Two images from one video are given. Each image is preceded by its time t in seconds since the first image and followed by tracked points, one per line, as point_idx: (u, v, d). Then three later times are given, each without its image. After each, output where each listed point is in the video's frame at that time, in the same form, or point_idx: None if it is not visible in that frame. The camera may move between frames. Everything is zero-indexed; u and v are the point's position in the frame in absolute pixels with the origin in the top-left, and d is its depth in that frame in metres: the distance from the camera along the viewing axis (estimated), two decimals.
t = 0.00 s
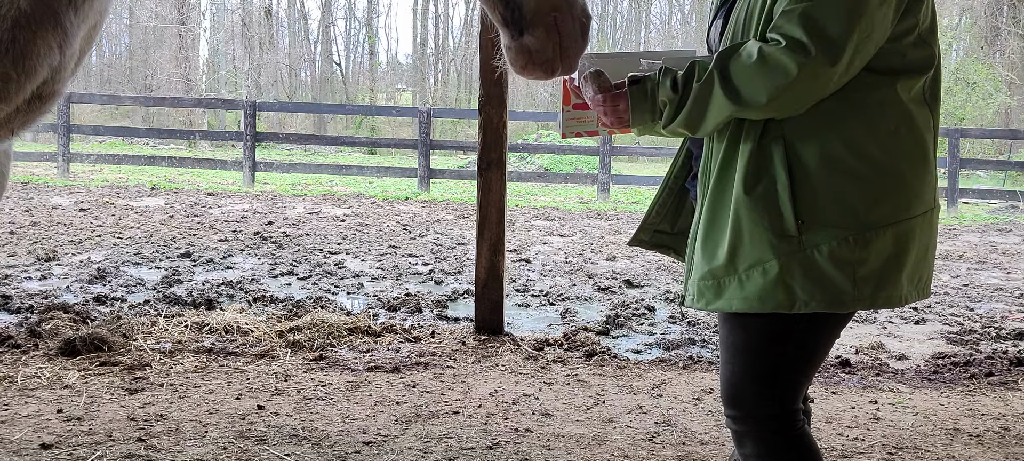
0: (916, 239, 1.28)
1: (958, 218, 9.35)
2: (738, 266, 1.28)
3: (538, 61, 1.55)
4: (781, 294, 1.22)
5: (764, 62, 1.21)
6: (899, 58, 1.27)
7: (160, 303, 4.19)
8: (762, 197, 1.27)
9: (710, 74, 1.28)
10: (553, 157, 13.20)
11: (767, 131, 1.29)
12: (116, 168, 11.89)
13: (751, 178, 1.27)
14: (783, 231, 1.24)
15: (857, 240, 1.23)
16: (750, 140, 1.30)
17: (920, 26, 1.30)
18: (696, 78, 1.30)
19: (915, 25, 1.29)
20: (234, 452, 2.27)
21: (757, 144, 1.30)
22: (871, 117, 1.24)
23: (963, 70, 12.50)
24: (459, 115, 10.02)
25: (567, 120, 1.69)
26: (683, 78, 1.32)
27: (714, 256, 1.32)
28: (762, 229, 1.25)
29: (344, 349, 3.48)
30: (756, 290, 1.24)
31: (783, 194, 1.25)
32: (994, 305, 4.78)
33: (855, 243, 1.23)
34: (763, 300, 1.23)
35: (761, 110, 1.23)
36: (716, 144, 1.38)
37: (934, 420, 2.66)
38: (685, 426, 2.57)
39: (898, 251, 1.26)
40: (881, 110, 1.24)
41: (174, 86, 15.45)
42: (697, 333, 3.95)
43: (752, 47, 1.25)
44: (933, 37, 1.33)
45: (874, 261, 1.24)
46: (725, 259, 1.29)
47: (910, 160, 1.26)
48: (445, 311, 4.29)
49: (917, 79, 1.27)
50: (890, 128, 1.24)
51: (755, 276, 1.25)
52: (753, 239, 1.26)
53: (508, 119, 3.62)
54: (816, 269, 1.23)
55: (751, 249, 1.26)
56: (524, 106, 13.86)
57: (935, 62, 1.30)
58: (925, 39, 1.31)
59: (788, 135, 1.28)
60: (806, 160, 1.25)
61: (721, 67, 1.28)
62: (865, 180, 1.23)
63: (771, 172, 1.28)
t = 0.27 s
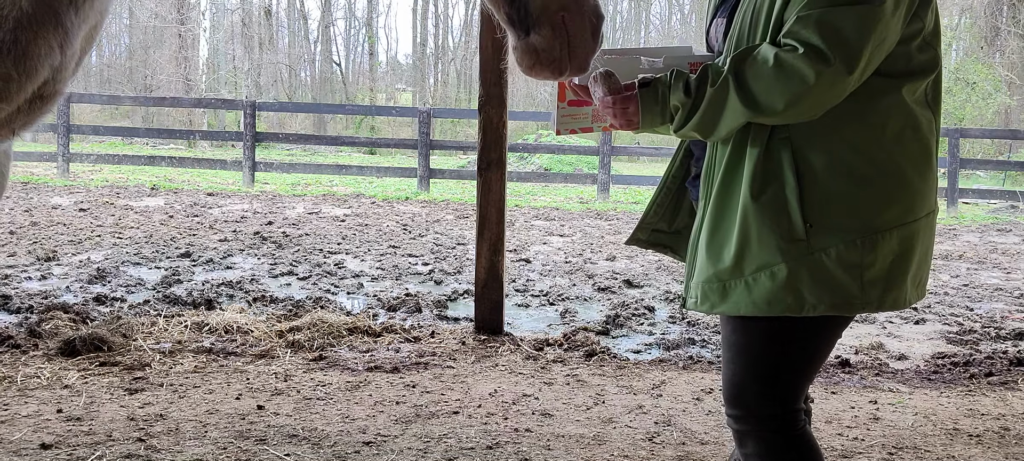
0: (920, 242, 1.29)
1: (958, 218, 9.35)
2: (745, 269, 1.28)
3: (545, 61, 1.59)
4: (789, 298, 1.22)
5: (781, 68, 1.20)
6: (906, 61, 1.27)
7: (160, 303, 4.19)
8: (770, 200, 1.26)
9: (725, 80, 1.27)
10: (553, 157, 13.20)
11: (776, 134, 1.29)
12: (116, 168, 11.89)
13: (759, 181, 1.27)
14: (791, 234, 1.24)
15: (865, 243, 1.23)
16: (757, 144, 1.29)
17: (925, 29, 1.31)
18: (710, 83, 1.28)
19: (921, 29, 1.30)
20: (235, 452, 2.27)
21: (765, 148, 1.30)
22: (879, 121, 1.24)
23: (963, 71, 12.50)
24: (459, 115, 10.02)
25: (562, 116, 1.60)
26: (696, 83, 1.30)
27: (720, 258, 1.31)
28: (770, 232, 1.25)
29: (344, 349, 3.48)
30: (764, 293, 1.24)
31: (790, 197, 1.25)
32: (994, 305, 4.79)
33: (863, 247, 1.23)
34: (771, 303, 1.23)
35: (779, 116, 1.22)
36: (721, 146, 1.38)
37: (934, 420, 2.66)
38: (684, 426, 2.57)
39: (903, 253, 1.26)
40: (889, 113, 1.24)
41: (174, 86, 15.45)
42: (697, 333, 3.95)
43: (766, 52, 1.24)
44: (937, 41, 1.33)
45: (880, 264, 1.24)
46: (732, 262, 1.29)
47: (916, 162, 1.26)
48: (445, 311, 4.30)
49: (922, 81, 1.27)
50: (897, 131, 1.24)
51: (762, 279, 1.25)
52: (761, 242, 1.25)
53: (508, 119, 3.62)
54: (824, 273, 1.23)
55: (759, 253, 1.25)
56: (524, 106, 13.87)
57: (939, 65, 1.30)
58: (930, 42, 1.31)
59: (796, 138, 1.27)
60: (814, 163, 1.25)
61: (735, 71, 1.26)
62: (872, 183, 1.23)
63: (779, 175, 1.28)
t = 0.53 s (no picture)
0: (922, 242, 1.29)
1: (958, 218, 9.35)
2: (749, 269, 1.28)
3: (551, 69, 1.40)
4: (793, 298, 1.22)
5: (787, 65, 1.20)
6: (909, 62, 1.28)
7: (160, 303, 4.20)
8: (774, 200, 1.26)
9: (729, 77, 1.26)
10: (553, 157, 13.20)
11: (780, 134, 1.29)
12: (116, 168, 11.89)
13: (763, 181, 1.27)
14: (796, 234, 1.24)
15: (868, 243, 1.23)
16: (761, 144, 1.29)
17: (928, 29, 1.31)
18: (715, 80, 1.27)
19: (924, 29, 1.30)
20: (234, 452, 2.27)
21: (768, 149, 1.29)
22: (883, 121, 1.24)
23: (963, 71, 12.50)
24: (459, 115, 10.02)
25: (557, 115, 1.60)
26: (699, 80, 1.28)
27: (723, 258, 1.31)
28: (774, 233, 1.25)
29: (344, 349, 3.48)
30: (767, 293, 1.24)
31: (794, 198, 1.25)
32: (994, 305, 4.78)
33: (866, 247, 1.23)
34: (775, 303, 1.23)
35: (784, 114, 1.22)
36: (724, 146, 1.38)
37: (934, 420, 2.66)
38: (684, 426, 2.57)
39: (905, 254, 1.26)
40: (893, 114, 1.24)
41: (174, 86, 15.44)
42: (696, 333, 3.95)
43: (770, 50, 1.24)
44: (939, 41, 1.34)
45: (883, 264, 1.24)
46: (735, 262, 1.29)
47: (920, 163, 1.26)
48: (445, 311, 4.30)
49: (924, 81, 1.27)
50: (900, 132, 1.25)
51: (767, 280, 1.25)
52: (765, 242, 1.25)
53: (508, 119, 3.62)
54: (827, 273, 1.23)
55: (763, 253, 1.25)
56: (524, 106, 13.88)
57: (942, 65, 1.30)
58: (933, 43, 1.32)
59: (799, 138, 1.27)
60: (819, 163, 1.25)
61: (739, 68, 1.26)
62: (876, 184, 1.23)
63: (783, 176, 1.27)
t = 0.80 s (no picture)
0: (923, 242, 1.29)
1: (959, 218, 9.34)
2: (750, 270, 1.28)
3: (556, 82, 1.36)
4: (793, 299, 1.22)
5: (791, 66, 1.20)
6: (910, 61, 1.28)
7: (160, 303, 4.20)
8: (775, 200, 1.26)
9: (733, 79, 1.25)
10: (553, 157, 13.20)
11: (781, 135, 1.29)
12: (116, 168, 11.89)
13: (764, 182, 1.27)
14: (797, 235, 1.24)
15: (868, 244, 1.23)
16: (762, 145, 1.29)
17: (928, 29, 1.31)
18: (719, 81, 1.27)
19: (924, 30, 1.31)
20: (235, 452, 2.27)
21: (770, 149, 1.29)
22: (885, 122, 1.24)
23: (963, 70, 12.49)
24: (459, 115, 10.01)
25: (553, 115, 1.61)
26: (704, 82, 1.28)
27: (724, 259, 1.31)
28: (775, 233, 1.25)
29: (344, 348, 3.48)
30: (769, 294, 1.24)
31: (796, 199, 1.25)
32: (994, 305, 4.78)
33: (867, 248, 1.23)
34: (776, 305, 1.23)
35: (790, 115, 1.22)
36: (726, 147, 1.38)
37: (934, 420, 2.66)
38: (685, 426, 2.57)
39: (906, 255, 1.26)
40: (895, 114, 1.24)
41: (174, 86, 15.44)
42: (696, 333, 3.95)
43: (775, 51, 1.24)
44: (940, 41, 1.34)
45: (884, 264, 1.24)
46: (737, 261, 1.29)
47: (920, 164, 1.26)
48: (445, 311, 4.30)
49: (925, 81, 1.27)
50: (901, 132, 1.25)
51: (768, 280, 1.25)
52: (767, 242, 1.25)
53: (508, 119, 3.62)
54: (829, 275, 1.23)
55: (765, 254, 1.25)
56: (524, 106, 13.89)
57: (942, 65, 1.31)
58: (934, 42, 1.32)
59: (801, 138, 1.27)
60: (821, 162, 1.25)
61: (743, 70, 1.26)
62: (877, 184, 1.23)
63: (785, 176, 1.27)
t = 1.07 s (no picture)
0: (920, 243, 1.29)
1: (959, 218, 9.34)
2: (746, 269, 1.28)
3: (572, 80, 1.34)
4: (790, 299, 1.22)
5: (792, 65, 1.20)
6: (910, 62, 1.28)
7: (160, 303, 4.20)
8: (772, 200, 1.26)
9: (734, 79, 1.25)
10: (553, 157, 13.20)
11: (779, 135, 1.29)
12: (116, 167, 11.89)
13: (762, 182, 1.27)
14: (793, 236, 1.24)
15: (866, 245, 1.23)
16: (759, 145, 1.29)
17: (928, 30, 1.32)
18: (718, 81, 1.27)
19: (924, 29, 1.31)
20: (235, 452, 2.27)
21: (767, 149, 1.29)
22: (883, 123, 1.24)
23: (963, 70, 12.48)
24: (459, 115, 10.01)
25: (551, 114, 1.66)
26: (704, 82, 1.28)
27: (721, 258, 1.31)
28: (772, 233, 1.25)
29: (344, 349, 3.48)
30: (765, 294, 1.24)
31: (793, 198, 1.25)
32: (994, 305, 4.78)
33: (864, 248, 1.23)
34: (773, 304, 1.23)
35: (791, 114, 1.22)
36: (724, 147, 1.38)
37: (934, 420, 2.66)
38: (685, 426, 2.57)
39: (903, 255, 1.26)
40: (894, 116, 1.24)
41: (174, 86, 15.43)
42: (696, 333, 3.95)
43: (775, 50, 1.24)
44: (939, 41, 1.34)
45: (881, 265, 1.24)
46: (734, 260, 1.29)
47: (918, 165, 1.26)
48: (445, 311, 4.30)
49: (924, 82, 1.28)
50: (900, 133, 1.25)
51: (764, 280, 1.25)
52: (763, 242, 1.25)
53: (508, 119, 3.62)
54: (826, 275, 1.23)
55: (761, 253, 1.25)
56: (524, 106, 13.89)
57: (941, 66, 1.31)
58: (933, 43, 1.32)
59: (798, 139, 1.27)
60: (818, 163, 1.25)
61: (744, 69, 1.26)
62: (874, 184, 1.23)
63: (782, 176, 1.27)
